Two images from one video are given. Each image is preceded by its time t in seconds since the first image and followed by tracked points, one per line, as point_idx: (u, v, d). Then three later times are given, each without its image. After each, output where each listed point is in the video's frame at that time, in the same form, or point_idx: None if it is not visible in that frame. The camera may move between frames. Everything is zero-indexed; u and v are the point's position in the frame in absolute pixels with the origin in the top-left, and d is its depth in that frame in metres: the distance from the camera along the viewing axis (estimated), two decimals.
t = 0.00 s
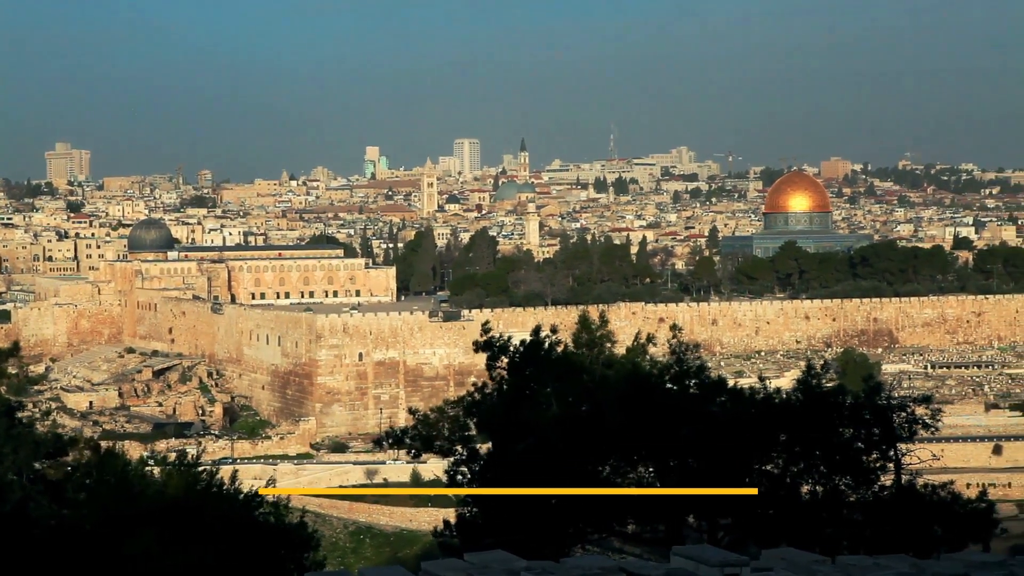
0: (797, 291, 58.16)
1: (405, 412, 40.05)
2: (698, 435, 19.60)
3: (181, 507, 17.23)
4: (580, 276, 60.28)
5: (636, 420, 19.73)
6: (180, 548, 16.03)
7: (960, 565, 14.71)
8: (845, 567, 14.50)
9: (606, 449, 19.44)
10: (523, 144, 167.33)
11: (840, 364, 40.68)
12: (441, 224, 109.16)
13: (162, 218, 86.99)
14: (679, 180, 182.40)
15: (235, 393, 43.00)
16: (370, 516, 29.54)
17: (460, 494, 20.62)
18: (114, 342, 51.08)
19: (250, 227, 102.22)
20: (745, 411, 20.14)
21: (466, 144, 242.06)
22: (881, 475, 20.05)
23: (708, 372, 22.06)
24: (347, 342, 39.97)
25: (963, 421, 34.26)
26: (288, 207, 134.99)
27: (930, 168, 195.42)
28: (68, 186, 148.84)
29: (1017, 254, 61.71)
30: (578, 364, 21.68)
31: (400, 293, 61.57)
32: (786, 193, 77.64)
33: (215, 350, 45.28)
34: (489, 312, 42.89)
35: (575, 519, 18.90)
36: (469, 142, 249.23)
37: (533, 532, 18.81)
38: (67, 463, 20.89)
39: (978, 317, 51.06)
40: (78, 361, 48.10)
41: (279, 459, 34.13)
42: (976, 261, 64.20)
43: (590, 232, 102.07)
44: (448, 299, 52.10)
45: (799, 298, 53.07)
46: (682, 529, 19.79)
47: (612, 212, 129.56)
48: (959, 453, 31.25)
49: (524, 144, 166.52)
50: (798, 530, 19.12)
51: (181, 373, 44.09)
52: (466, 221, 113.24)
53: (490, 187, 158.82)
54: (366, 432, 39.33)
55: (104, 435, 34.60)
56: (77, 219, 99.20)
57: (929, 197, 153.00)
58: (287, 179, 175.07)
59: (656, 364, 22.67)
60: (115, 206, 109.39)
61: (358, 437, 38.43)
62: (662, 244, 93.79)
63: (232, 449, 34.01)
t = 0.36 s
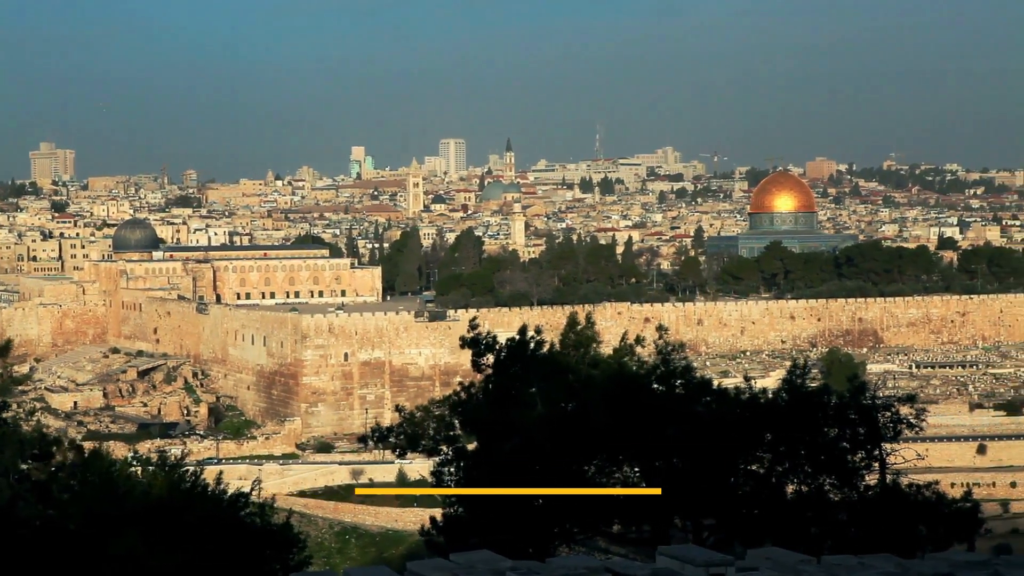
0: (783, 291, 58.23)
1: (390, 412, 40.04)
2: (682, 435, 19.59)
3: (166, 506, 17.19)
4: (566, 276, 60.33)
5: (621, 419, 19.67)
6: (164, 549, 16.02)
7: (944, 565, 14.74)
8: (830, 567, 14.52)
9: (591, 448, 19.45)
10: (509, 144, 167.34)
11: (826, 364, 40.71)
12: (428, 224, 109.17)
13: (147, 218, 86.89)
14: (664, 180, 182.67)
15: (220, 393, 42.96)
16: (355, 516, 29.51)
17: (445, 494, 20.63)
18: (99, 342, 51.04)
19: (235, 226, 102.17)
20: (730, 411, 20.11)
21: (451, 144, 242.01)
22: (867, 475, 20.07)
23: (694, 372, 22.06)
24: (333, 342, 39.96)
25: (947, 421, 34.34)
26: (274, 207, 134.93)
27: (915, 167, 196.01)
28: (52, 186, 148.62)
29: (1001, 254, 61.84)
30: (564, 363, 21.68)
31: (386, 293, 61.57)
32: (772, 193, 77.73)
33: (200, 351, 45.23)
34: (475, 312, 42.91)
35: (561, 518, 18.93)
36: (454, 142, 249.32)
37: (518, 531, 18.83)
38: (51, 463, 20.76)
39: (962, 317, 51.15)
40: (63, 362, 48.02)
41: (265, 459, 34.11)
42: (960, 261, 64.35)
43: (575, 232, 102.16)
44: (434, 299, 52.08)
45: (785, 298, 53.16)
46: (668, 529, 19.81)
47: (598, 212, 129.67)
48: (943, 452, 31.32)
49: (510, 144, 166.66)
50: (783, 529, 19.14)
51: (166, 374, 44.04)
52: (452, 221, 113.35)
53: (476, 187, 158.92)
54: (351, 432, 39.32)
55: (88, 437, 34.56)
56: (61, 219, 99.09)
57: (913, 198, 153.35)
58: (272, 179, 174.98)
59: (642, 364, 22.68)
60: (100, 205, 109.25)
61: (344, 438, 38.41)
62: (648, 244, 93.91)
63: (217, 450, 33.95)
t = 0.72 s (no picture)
0: (770, 291, 58.30)
1: (378, 412, 40.03)
2: (669, 434, 19.57)
3: (153, 507, 17.19)
4: (553, 276, 60.36)
5: (609, 420, 19.64)
6: (151, 550, 16.02)
7: (931, 565, 14.76)
8: (818, 567, 14.53)
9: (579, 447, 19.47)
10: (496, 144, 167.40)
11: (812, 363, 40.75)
12: (415, 224, 109.18)
13: (134, 219, 86.79)
14: (651, 180, 182.85)
15: (208, 394, 42.93)
16: (342, 517, 29.50)
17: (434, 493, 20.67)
18: (85, 342, 50.97)
19: (222, 226, 102.08)
20: (718, 411, 20.11)
21: (439, 143, 241.90)
22: (854, 475, 20.12)
23: (682, 372, 22.10)
24: (320, 342, 39.94)
25: (932, 420, 34.40)
26: (261, 207, 134.86)
27: (901, 168, 196.45)
28: (39, 185, 148.39)
29: (987, 254, 61.95)
30: (551, 363, 21.66)
31: (373, 293, 61.57)
32: (758, 193, 77.81)
33: (187, 351, 45.19)
34: (462, 311, 42.92)
35: (549, 517, 18.93)
36: (441, 142, 249.37)
37: (507, 531, 18.88)
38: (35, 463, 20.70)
39: (949, 317, 51.24)
40: (49, 362, 47.94)
41: (252, 459, 34.07)
42: (946, 261, 64.46)
43: (562, 232, 102.21)
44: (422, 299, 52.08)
45: (772, 298, 53.24)
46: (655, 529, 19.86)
47: (585, 211, 129.76)
48: (930, 452, 31.40)
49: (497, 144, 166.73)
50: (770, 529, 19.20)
51: (153, 374, 44.01)
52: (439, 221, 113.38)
53: (463, 187, 158.96)
54: (338, 433, 39.29)
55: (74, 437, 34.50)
56: (48, 219, 98.95)
57: (900, 198, 153.63)
58: (259, 179, 174.89)
59: (630, 364, 22.68)
60: (86, 206, 109.10)
61: (331, 438, 38.40)
62: (635, 244, 94.00)
63: (204, 450, 33.92)
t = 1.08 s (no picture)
0: (756, 291, 58.35)
1: (364, 412, 40.02)
2: (655, 435, 19.57)
3: (139, 505, 17.21)
4: (539, 276, 60.36)
5: (594, 420, 19.64)
6: (137, 550, 16.05)
7: (917, 564, 14.80)
8: (804, 567, 14.55)
9: (564, 447, 19.48)
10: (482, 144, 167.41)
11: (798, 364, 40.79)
12: (402, 224, 109.17)
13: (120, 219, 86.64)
14: (638, 180, 183.01)
15: (193, 394, 42.88)
16: (328, 518, 29.49)
17: (419, 493, 20.64)
18: (70, 343, 50.90)
19: (208, 227, 101.92)
20: (703, 411, 20.12)
21: (425, 144, 241.81)
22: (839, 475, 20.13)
23: (668, 372, 22.12)
24: (306, 342, 39.91)
25: (917, 420, 34.45)
26: (247, 207, 134.72)
27: (887, 168, 196.89)
28: (24, 185, 148.08)
29: (973, 254, 62.07)
30: (537, 362, 21.66)
31: (360, 293, 61.56)
32: (745, 193, 77.85)
33: (172, 351, 45.15)
34: (448, 311, 42.91)
35: (535, 518, 18.96)
36: (427, 143, 249.27)
37: (493, 531, 18.89)
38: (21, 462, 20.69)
39: (934, 317, 51.31)
40: (34, 362, 47.84)
41: (237, 460, 34.04)
42: (932, 261, 64.56)
43: (549, 232, 102.23)
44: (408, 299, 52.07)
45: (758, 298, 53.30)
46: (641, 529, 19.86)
47: (572, 212, 129.82)
48: (915, 453, 31.48)
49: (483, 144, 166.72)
50: (756, 530, 19.22)
51: (139, 374, 43.96)
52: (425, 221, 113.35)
53: (449, 186, 158.95)
54: (324, 433, 39.27)
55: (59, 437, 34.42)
56: (33, 219, 98.74)
57: (885, 198, 153.90)
58: (245, 179, 174.74)
59: (616, 363, 22.69)
60: (72, 205, 108.88)
61: (317, 438, 38.38)
62: (621, 244, 94.06)
63: (190, 450, 33.89)
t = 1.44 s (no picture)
0: (741, 291, 58.42)
1: (350, 413, 40.02)
2: (641, 435, 19.60)
3: (124, 505, 17.23)
4: (525, 276, 60.40)
5: (580, 420, 19.67)
6: (122, 552, 16.07)
7: (902, 563, 14.86)
8: (790, 567, 14.58)
9: (550, 448, 19.49)
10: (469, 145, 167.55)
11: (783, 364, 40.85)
12: (387, 224, 109.20)
13: (105, 219, 86.55)
14: (624, 180, 183.21)
15: (179, 395, 42.85)
16: (314, 518, 29.48)
17: (405, 495, 20.62)
18: (55, 343, 50.83)
19: (194, 227, 101.82)
20: (689, 411, 20.13)
21: (411, 144, 241.85)
22: (825, 475, 20.16)
23: (653, 372, 22.14)
24: (291, 343, 39.88)
25: (903, 420, 34.52)
26: (232, 207, 134.64)
27: (872, 168, 197.40)
28: (8, 185, 147.84)
29: (958, 255, 62.20)
30: (522, 363, 21.66)
31: (346, 293, 61.53)
32: (730, 193, 77.98)
33: (158, 352, 45.11)
34: (434, 312, 42.92)
35: (521, 518, 18.99)
36: (413, 142, 249.37)
37: (479, 531, 18.90)
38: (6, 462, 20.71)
39: (919, 317, 51.43)
40: (19, 363, 47.74)
41: (223, 460, 34.02)
42: (917, 261, 64.70)
43: (535, 233, 102.31)
44: (394, 299, 52.06)
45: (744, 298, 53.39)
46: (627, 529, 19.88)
47: (558, 212, 129.95)
48: (900, 453, 31.55)
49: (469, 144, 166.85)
50: (741, 529, 19.24)
51: (124, 376, 43.90)
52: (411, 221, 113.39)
53: (435, 186, 159.00)
54: (310, 434, 39.24)
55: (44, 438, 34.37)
56: (18, 219, 98.59)
57: (871, 198, 154.20)
58: (231, 180, 174.67)
59: (602, 364, 22.71)
60: (57, 206, 108.73)
61: (303, 439, 38.38)
62: (608, 244, 94.16)
63: (175, 451, 33.86)
